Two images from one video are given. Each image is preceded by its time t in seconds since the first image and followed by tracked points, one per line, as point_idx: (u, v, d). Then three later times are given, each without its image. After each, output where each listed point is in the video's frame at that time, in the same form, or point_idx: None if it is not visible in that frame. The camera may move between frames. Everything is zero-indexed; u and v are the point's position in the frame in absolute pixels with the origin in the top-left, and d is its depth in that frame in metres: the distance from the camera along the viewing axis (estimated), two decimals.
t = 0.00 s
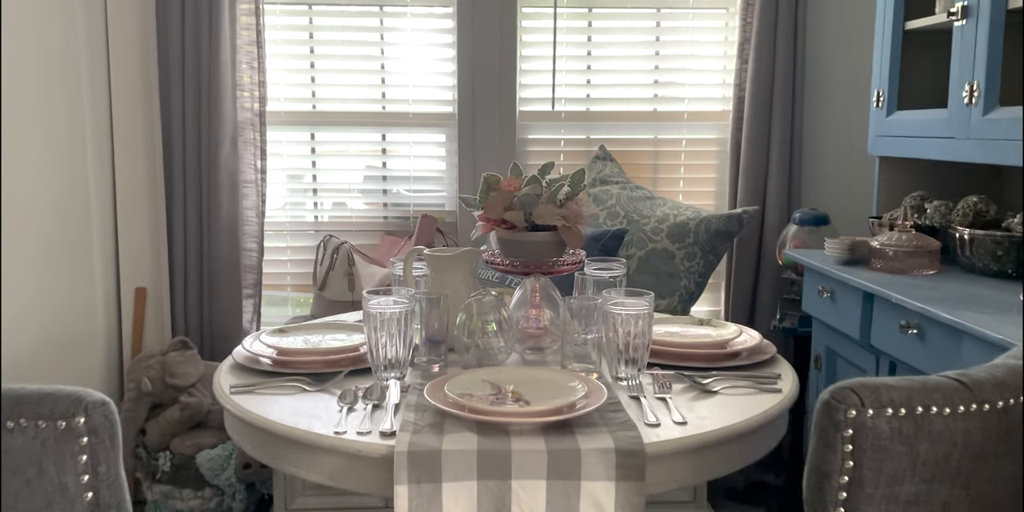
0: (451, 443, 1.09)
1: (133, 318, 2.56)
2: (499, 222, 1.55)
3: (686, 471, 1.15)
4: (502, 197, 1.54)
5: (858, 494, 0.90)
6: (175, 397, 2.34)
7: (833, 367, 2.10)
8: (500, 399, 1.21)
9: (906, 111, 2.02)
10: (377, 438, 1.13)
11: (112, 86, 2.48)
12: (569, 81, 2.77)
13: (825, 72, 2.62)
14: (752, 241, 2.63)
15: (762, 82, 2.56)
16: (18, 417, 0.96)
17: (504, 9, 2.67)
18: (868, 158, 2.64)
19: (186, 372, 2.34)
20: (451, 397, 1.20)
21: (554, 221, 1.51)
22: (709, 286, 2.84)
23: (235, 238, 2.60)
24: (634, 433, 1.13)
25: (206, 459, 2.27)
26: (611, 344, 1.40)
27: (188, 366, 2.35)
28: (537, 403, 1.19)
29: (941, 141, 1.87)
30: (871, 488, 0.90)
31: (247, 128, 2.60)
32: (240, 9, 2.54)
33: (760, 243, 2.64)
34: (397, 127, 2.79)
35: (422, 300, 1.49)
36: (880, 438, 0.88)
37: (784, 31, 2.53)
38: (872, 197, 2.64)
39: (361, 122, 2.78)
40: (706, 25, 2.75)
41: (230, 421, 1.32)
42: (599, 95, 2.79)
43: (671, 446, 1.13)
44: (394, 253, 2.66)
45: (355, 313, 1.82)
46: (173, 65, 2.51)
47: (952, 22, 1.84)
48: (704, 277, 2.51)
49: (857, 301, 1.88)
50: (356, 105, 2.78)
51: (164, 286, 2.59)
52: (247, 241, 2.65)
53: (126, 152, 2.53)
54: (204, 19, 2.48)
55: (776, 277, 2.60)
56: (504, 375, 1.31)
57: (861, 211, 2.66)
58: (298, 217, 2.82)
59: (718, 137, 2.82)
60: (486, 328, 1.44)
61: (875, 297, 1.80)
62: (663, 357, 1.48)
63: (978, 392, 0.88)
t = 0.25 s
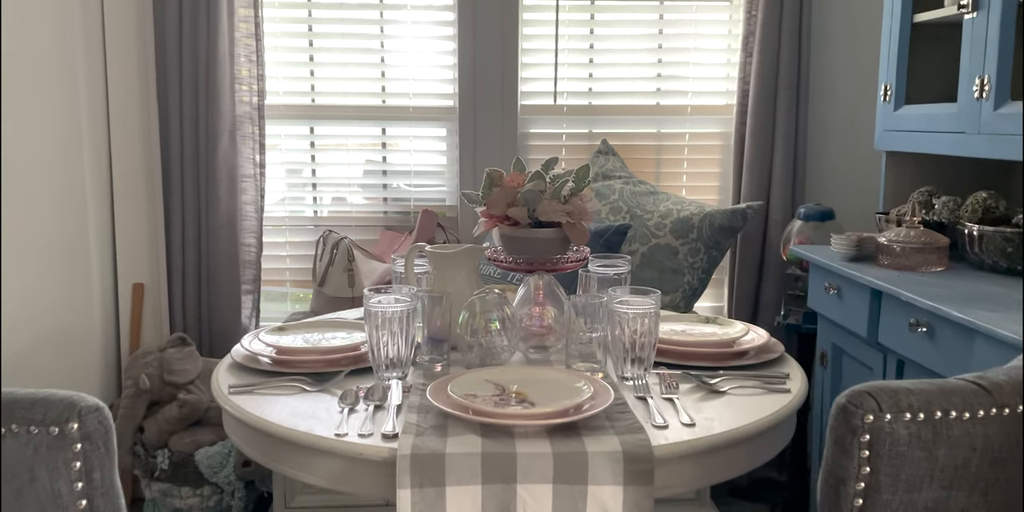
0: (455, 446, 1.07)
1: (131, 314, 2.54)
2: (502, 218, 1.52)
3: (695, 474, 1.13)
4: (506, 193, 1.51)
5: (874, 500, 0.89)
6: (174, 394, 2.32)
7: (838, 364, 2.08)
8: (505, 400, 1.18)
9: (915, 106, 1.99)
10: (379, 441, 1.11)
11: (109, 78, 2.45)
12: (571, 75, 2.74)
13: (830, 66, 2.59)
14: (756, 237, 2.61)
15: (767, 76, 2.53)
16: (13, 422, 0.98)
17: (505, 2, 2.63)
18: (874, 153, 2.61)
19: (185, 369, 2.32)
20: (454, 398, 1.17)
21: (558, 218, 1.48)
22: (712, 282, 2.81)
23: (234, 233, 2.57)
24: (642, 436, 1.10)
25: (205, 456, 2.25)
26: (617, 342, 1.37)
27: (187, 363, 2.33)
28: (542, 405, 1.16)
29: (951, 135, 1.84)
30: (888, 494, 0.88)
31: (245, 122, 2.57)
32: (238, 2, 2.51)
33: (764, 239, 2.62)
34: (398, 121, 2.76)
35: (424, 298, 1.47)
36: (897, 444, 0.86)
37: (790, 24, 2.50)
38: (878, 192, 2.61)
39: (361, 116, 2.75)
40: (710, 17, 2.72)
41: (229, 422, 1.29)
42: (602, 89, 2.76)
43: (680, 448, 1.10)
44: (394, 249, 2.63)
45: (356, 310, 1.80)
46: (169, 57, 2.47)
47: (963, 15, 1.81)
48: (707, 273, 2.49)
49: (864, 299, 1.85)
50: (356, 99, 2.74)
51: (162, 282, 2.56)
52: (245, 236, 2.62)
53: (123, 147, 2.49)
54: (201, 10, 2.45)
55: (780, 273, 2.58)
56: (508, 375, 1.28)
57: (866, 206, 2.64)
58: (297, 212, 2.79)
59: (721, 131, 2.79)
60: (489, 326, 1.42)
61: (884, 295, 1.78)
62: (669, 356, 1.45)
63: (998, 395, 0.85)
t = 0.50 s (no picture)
0: (457, 446, 1.05)
1: (129, 311, 2.53)
2: (504, 214, 1.51)
3: (700, 474, 1.11)
4: (507, 189, 1.50)
5: (884, 502, 0.88)
6: (173, 390, 2.30)
7: (841, 361, 2.07)
8: (507, 399, 1.17)
9: (920, 101, 1.98)
10: (380, 440, 1.09)
11: (106, 71, 2.43)
12: (572, 69, 2.72)
13: (834, 60, 2.57)
14: (758, 232, 2.59)
15: (770, 70, 2.51)
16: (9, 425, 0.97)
17: None
18: (877, 148, 2.59)
19: (184, 365, 2.30)
20: (456, 397, 1.16)
21: (560, 213, 1.46)
22: (714, 278, 2.80)
23: (232, 229, 2.55)
24: (647, 435, 1.09)
25: (204, 453, 2.22)
26: (620, 340, 1.36)
27: (186, 359, 2.31)
28: (545, 404, 1.15)
29: (956, 131, 1.82)
30: (898, 496, 0.88)
31: (244, 117, 2.55)
32: None
33: (766, 235, 2.60)
34: (398, 115, 2.74)
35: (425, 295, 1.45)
36: (908, 445, 0.86)
37: (793, 17, 2.48)
38: (881, 188, 2.60)
39: (361, 110, 2.73)
40: (712, 11, 2.70)
41: (227, 420, 1.28)
42: (603, 83, 2.74)
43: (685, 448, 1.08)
44: (395, 244, 2.62)
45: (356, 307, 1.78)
46: (167, 51, 2.45)
47: (969, 9, 1.80)
48: (709, 269, 2.47)
49: (869, 295, 1.84)
50: (356, 93, 2.73)
51: (160, 277, 2.54)
52: (245, 231, 2.61)
53: (120, 142, 2.47)
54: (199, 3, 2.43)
55: (782, 269, 2.56)
56: (510, 373, 1.27)
57: (869, 202, 2.62)
58: (297, 207, 2.77)
59: (723, 126, 2.77)
60: (491, 324, 1.40)
61: (889, 291, 1.77)
62: (673, 354, 1.44)
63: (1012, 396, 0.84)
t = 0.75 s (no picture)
0: (460, 443, 1.04)
1: (129, 307, 2.51)
2: (506, 208, 1.49)
3: (705, 471, 1.10)
4: (509, 182, 1.48)
5: (895, 501, 0.88)
6: (172, 384, 2.29)
7: (845, 355, 2.06)
8: (510, 396, 1.15)
9: (926, 93, 1.96)
10: (382, 437, 1.08)
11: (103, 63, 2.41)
12: (574, 61, 2.70)
13: (838, 52, 2.55)
14: (761, 226, 2.58)
15: (773, 61, 2.49)
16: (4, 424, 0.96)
17: None
18: (881, 141, 2.57)
19: (183, 359, 2.28)
20: (459, 393, 1.14)
21: (563, 207, 1.45)
22: (716, 272, 2.79)
23: (232, 222, 2.54)
24: (651, 432, 1.07)
25: (204, 447, 2.22)
26: (624, 335, 1.34)
27: (185, 353, 2.29)
28: (549, 401, 1.13)
29: (962, 123, 1.81)
30: (909, 496, 0.88)
31: (243, 109, 2.53)
32: None
33: (769, 228, 2.58)
34: (398, 107, 2.72)
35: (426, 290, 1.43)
36: (919, 445, 0.85)
37: (797, 8, 2.45)
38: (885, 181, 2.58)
39: (361, 102, 2.71)
40: (715, 2, 2.68)
41: (227, 417, 1.26)
42: (605, 75, 2.72)
43: (690, 445, 1.07)
44: (395, 238, 2.60)
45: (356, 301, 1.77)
46: (165, 41, 2.42)
47: None
48: (712, 263, 2.46)
49: (873, 289, 1.82)
50: (356, 85, 2.70)
51: (159, 271, 2.53)
52: (244, 224, 2.59)
53: (120, 136, 2.46)
54: None
55: (785, 262, 2.55)
56: (512, 369, 1.25)
57: (873, 195, 2.60)
58: (296, 200, 2.76)
59: (726, 118, 2.75)
60: (493, 319, 1.38)
61: (894, 286, 1.75)
62: (676, 349, 1.42)
63: None
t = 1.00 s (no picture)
0: (458, 438, 1.02)
1: (124, 300, 2.50)
2: (505, 200, 1.48)
3: (706, 466, 1.09)
4: (508, 173, 1.46)
5: (900, 498, 0.87)
6: (168, 377, 2.26)
7: (847, 348, 2.05)
8: (509, 390, 1.14)
9: (930, 84, 1.94)
10: (379, 432, 1.06)
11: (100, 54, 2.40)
12: (574, 52, 2.68)
13: (840, 42, 2.52)
14: (762, 217, 2.56)
15: (775, 52, 2.47)
16: None
17: None
18: (883, 132, 2.55)
19: (180, 351, 2.26)
20: (457, 387, 1.13)
21: (562, 199, 1.43)
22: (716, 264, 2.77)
23: (229, 213, 2.51)
24: (652, 427, 1.06)
25: (201, 441, 2.21)
26: (624, 328, 1.33)
27: (182, 345, 2.27)
28: (548, 395, 1.12)
29: (966, 114, 1.79)
30: (914, 494, 0.86)
31: (240, 99, 2.51)
32: None
33: (770, 220, 2.57)
34: (396, 98, 2.70)
35: (425, 282, 1.42)
36: (925, 441, 0.84)
37: None
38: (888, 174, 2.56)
39: (358, 92, 2.69)
40: None
41: (223, 410, 1.25)
42: (605, 66, 2.70)
43: (691, 440, 1.06)
44: (393, 230, 2.59)
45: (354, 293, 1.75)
46: (161, 30, 2.39)
47: None
48: (713, 255, 2.44)
49: (876, 282, 1.81)
50: (353, 76, 2.68)
51: (156, 263, 2.52)
52: (241, 216, 2.57)
53: (115, 127, 2.45)
54: None
55: (786, 254, 2.54)
56: (512, 363, 1.24)
57: (874, 187, 2.59)
58: (294, 192, 2.74)
59: (727, 109, 2.73)
60: (492, 312, 1.37)
61: (896, 278, 1.74)
62: (677, 342, 1.41)
63: None
